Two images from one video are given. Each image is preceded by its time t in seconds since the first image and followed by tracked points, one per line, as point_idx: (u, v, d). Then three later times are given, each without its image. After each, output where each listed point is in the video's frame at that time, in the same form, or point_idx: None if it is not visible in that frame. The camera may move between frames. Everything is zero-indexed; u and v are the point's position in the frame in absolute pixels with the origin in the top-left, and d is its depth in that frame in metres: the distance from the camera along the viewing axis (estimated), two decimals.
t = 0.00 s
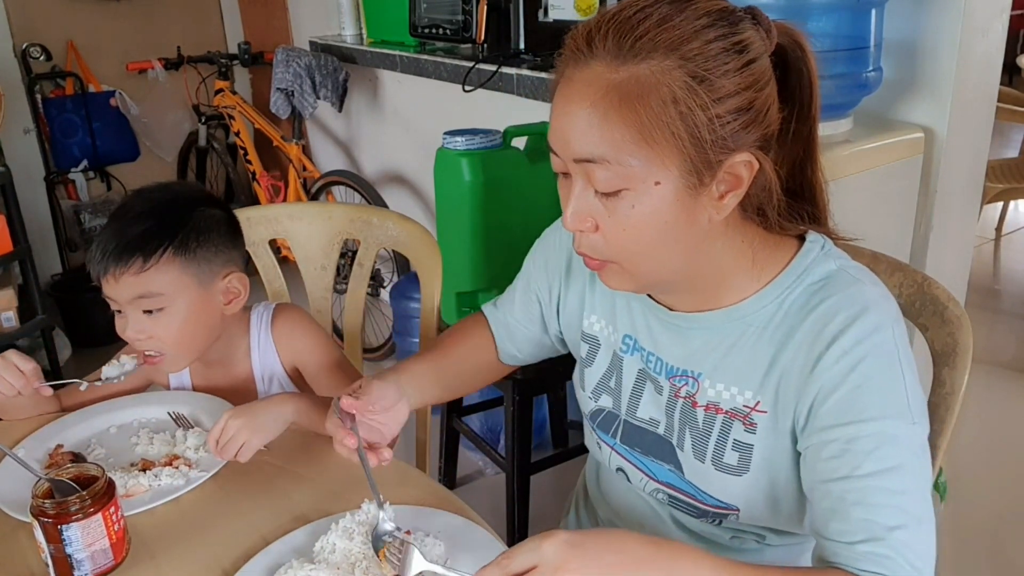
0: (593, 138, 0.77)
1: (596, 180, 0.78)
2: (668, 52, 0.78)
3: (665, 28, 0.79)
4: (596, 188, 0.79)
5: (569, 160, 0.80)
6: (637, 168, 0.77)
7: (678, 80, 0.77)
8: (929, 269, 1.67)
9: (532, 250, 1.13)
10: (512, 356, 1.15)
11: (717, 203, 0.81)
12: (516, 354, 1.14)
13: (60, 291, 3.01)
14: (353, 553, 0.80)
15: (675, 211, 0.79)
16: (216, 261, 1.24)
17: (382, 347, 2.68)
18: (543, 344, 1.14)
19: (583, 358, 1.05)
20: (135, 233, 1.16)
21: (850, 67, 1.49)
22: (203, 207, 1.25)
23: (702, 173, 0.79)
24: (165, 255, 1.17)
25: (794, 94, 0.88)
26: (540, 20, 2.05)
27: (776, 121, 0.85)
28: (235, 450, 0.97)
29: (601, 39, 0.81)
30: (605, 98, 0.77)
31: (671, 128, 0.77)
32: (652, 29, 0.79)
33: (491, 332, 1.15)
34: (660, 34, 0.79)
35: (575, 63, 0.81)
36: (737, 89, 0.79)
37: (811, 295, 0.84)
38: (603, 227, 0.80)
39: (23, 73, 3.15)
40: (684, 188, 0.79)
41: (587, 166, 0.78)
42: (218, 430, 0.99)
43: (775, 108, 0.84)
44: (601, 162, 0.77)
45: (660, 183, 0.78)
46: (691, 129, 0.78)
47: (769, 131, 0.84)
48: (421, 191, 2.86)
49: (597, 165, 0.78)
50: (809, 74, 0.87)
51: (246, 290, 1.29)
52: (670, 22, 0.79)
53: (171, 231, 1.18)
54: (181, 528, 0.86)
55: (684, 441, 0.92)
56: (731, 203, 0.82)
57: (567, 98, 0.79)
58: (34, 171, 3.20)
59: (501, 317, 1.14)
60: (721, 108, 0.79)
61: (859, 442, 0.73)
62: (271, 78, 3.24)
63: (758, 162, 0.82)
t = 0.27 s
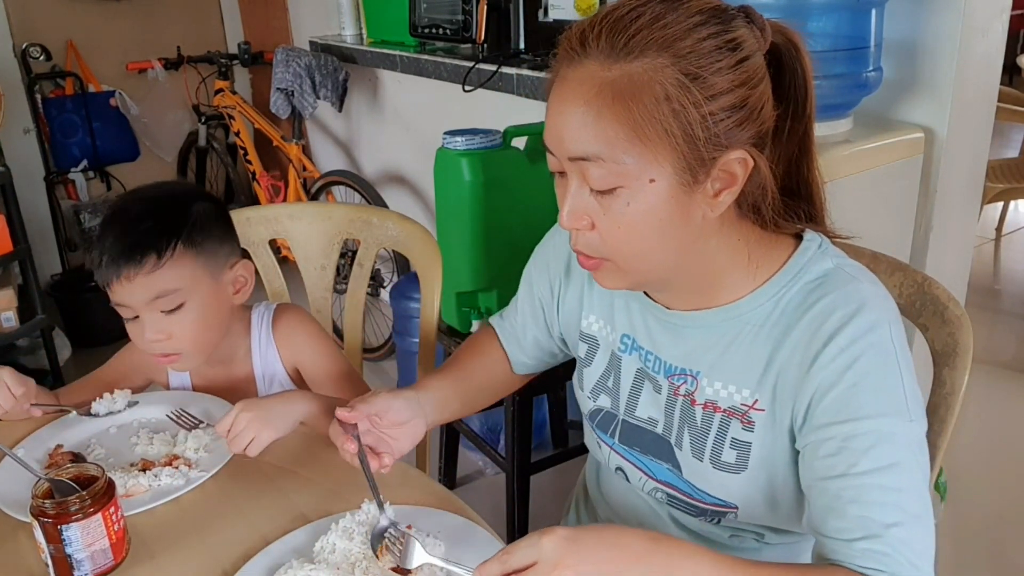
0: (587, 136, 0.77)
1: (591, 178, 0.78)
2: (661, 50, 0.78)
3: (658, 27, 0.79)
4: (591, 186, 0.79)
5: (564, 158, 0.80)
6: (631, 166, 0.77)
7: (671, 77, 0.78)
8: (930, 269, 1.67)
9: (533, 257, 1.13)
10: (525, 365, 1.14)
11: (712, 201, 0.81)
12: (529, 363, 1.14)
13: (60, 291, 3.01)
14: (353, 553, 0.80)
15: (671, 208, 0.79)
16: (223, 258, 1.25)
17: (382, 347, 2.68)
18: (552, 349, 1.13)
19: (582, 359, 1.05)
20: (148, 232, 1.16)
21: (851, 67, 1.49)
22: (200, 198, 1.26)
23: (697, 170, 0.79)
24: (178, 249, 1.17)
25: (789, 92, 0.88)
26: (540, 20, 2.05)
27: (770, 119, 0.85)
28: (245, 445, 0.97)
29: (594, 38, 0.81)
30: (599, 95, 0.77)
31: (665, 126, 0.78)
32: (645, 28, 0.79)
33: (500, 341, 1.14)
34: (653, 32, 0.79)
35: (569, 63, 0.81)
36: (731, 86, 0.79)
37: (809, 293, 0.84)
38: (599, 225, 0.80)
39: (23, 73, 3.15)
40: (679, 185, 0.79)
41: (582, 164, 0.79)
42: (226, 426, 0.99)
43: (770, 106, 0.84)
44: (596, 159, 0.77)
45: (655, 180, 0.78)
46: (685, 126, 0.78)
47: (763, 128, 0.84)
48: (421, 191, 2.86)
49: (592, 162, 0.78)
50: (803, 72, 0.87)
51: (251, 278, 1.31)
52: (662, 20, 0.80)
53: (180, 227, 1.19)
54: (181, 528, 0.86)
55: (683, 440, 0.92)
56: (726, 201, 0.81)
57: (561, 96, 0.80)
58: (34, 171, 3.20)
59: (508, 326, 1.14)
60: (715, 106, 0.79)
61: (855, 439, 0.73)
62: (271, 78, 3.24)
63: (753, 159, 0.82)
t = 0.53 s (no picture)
0: (593, 134, 0.77)
1: (596, 175, 0.78)
2: (666, 48, 0.78)
3: (663, 25, 0.79)
4: (596, 184, 0.79)
5: (569, 156, 0.80)
6: (637, 164, 0.77)
7: (677, 75, 0.78)
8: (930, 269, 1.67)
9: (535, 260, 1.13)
10: (528, 369, 1.14)
11: (716, 199, 0.81)
12: (531, 367, 1.14)
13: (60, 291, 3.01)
14: (353, 553, 0.80)
15: (676, 206, 0.79)
16: (232, 251, 1.27)
17: (382, 347, 2.68)
18: (555, 351, 1.13)
19: (584, 359, 1.05)
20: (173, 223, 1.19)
21: (851, 67, 1.49)
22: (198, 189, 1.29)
23: (702, 168, 0.79)
24: (200, 236, 1.21)
25: (792, 91, 0.88)
26: (540, 20, 2.05)
27: (774, 117, 0.85)
28: (261, 458, 0.96)
29: (600, 36, 0.81)
30: (605, 93, 0.77)
31: (670, 124, 0.78)
32: (651, 26, 0.79)
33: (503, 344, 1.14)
34: (658, 30, 0.79)
35: (574, 61, 0.81)
36: (736, 84, 0.79)
37: (811, 292, 0.84)
38: (604, 223, 0.80)
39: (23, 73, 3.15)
40: (685, 183, 0.79)
41: (587, 162, 0.79)
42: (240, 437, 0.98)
43: (774, 104, 0.84)
44: (602, 157, 0.77)
45: (660, 178, 0.78)
46: (691, 124, 0.78)
47: (768, 127, 0.84)
48: (421, 191, 2.86)
49: (597, 160, 0.78)
50: (806, 71, 0.87)
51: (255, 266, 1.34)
52: (667, 18, 0.80)
53: (198, 217, 1.22)
54: (181, 528, 0.86)
55: (685, 439, 0.92)
56: (731, 199, 0.82)
57: (566, 94, 0.80)
58: (34, 171, 3.20)
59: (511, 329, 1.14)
60: (720, 104, 0.79)
61: (859, 436, 0.73)
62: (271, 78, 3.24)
63: (757, 158, 0.82)
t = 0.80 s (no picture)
0: (597, 133, 0.77)
1: (599, 175, 0.79)
2: (670, 48, 0.78)
3: (668, 24, 0.79)
4: (599, 184, 0.79)
5: (572, 156, 0.80)
6: (640, 163, 0.77)
7: (682, 74, 0.78)
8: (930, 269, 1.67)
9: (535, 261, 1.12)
10: (527, 370, 1.14)
11: (719, 199, 0.81)
12: (531, 368, 1.14)
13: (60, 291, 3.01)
14: (353, 553, 0.80)
15: (678, 206, 0.79)
16: (241, 245, 1.28)
17: (382, 347, 2.68)
18: (556, 353, 1.13)
19: (584, 360, 1.05)
20: (187, 211, 1.21)
21: (851, 67, 1.48)
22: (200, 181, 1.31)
23: (706, 168, 0.79)
24: (214, 225, 1.24)
25: (794, 91, 0.88)
26: (540, 20, 2.05)
27: (777, 118, 0.85)
28: (275, 459, 0.95)
29: (605, 35, 0.81)
30: (609, 92, 0.77)
31: (674, 123, 0.78)
32: (655, 26, 0.79)
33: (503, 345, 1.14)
34: (663, 30, 0.79)
35: (579, 59, 0.82)
36: (740, 84, 0.80)
37: (813, 293, 0.84)
38: (606, 223, 0.80)
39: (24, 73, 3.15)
40: (688, 183, 0.79)
41: (590, 162, 0.79)
42: (251, 439, 0.96)
43: (777, 105, 0.84)
44: (605, 156, 0.78)
45: (664, 177, 0.78)
46: (695, 124, 0.78)
47: (771, 127, 0.84)
48: (421, 191, 2.86)
49: (601, 159, 0.78)
50: (808, 72, 0.87)
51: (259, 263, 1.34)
52: (672, 18, 0.80)
53: (210, 205, 1.25)
54: (182, 528, 0.86)
55: (686, 440, 0.92)
56: (733, 200, 0.82)
57: (570, 93, 0.80)
58: (34, 171, 3.20)
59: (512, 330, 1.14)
60: (724, 104, 0.79)
61: (862, 437, 0.73)
62: (271, 78, 3.24)
63: (760, 159, 0.83)
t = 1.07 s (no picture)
0: (599, 130, 0.77)
1: (600, 173, 0.78)
2: (674, 46, 0.78)
3: (672, 23, 0.79)
4: (600, 181, 0.79)
5: (573, 153, 0.80)
6: (642, 161, 0.77)
7: (685, 73, 0.78)
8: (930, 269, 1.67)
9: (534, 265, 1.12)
10: (526, 373, 1.15)
11: (719, 199, 0.81)
12: (531, 371, 1.14)
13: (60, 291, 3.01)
14: (353, 553, 0.80)
15: (679, 206, 0.79)
16: (249, 244, 1.29)
17: (382, 347, 2.68)
18: (555, 355, 1.13)
19: (583, 360, 1.05)
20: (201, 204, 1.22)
21: (851, 67, 1.48)
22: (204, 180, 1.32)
23: (707, 168, 0.79)
24: (223, 221, 1.24)
25: (796, 93, 0.88)
26: (540, 20, 2.05)
27: (778, 119, 0.85)
28: (280, 460, 0.95)
29: (608, 32, 0.81)
30: (612, 89, 0.77)
31: (677, 122, 0.78)
32: (660, 24, 0.80)
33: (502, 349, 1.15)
34: (667, 28, 0.79)
35: (582, 56, 0.81)
36: (743, 84, 0.80)
37: (812, 295, 0.84)
38: (607, 221, 0.80)
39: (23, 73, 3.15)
40: (689, 182, 0.79)
41: (592, 159, 0.79)
42: (258, 438, 0.98)
43: (778, 106, 0.84)
44: (607, 153, 0.77)
45: (665, 176, 0.78)
46: (698, 122, 0.78)
47: (772, 128, 0.84)
48: (421, 191, 2.86)
49: (602, 157, 0.78)
50: (810, 73, 0.87)
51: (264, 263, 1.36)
52: (676, 16, 0.80)
53: (221, 201, 1.26)
54: (182, 528, 0.86)
55: (685, 441, 0.92)
56: (734, 200, 0.82)
57: (573, 90, 0.80)
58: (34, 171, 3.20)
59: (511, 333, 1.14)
60: (727, 103, 0.79)
61: (861, 441, 0.73)
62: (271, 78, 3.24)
63: (761, 159, 0.83)
